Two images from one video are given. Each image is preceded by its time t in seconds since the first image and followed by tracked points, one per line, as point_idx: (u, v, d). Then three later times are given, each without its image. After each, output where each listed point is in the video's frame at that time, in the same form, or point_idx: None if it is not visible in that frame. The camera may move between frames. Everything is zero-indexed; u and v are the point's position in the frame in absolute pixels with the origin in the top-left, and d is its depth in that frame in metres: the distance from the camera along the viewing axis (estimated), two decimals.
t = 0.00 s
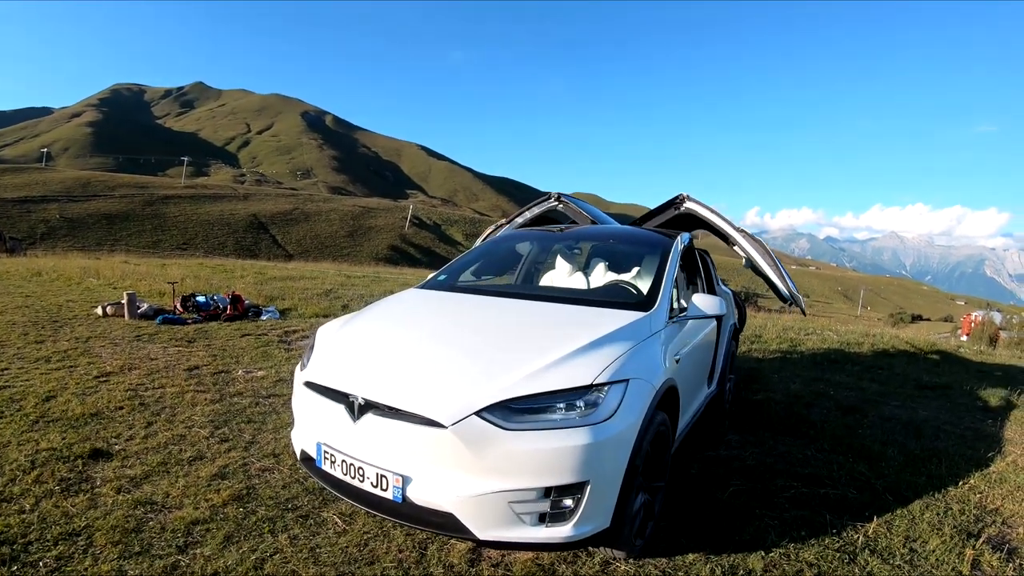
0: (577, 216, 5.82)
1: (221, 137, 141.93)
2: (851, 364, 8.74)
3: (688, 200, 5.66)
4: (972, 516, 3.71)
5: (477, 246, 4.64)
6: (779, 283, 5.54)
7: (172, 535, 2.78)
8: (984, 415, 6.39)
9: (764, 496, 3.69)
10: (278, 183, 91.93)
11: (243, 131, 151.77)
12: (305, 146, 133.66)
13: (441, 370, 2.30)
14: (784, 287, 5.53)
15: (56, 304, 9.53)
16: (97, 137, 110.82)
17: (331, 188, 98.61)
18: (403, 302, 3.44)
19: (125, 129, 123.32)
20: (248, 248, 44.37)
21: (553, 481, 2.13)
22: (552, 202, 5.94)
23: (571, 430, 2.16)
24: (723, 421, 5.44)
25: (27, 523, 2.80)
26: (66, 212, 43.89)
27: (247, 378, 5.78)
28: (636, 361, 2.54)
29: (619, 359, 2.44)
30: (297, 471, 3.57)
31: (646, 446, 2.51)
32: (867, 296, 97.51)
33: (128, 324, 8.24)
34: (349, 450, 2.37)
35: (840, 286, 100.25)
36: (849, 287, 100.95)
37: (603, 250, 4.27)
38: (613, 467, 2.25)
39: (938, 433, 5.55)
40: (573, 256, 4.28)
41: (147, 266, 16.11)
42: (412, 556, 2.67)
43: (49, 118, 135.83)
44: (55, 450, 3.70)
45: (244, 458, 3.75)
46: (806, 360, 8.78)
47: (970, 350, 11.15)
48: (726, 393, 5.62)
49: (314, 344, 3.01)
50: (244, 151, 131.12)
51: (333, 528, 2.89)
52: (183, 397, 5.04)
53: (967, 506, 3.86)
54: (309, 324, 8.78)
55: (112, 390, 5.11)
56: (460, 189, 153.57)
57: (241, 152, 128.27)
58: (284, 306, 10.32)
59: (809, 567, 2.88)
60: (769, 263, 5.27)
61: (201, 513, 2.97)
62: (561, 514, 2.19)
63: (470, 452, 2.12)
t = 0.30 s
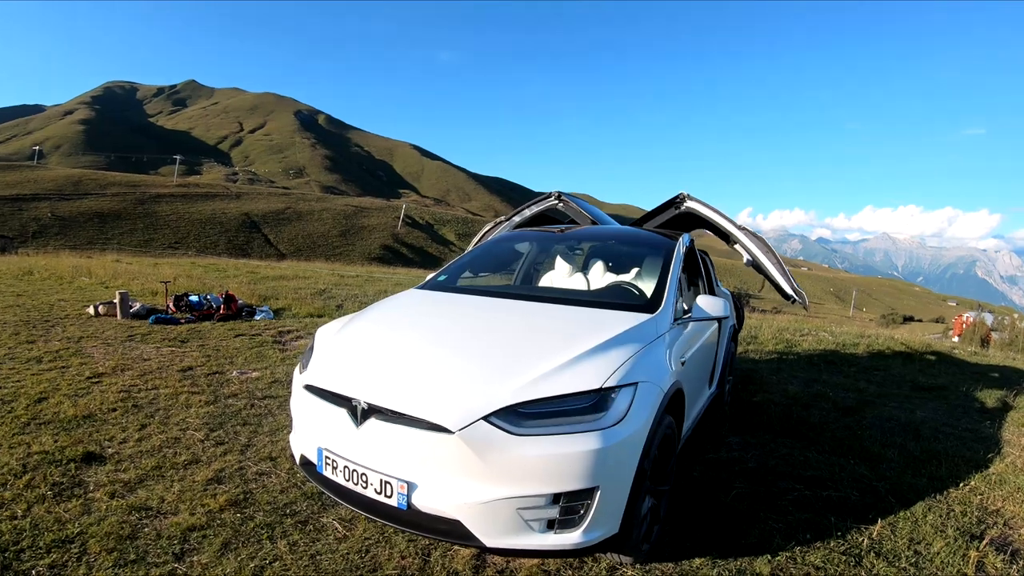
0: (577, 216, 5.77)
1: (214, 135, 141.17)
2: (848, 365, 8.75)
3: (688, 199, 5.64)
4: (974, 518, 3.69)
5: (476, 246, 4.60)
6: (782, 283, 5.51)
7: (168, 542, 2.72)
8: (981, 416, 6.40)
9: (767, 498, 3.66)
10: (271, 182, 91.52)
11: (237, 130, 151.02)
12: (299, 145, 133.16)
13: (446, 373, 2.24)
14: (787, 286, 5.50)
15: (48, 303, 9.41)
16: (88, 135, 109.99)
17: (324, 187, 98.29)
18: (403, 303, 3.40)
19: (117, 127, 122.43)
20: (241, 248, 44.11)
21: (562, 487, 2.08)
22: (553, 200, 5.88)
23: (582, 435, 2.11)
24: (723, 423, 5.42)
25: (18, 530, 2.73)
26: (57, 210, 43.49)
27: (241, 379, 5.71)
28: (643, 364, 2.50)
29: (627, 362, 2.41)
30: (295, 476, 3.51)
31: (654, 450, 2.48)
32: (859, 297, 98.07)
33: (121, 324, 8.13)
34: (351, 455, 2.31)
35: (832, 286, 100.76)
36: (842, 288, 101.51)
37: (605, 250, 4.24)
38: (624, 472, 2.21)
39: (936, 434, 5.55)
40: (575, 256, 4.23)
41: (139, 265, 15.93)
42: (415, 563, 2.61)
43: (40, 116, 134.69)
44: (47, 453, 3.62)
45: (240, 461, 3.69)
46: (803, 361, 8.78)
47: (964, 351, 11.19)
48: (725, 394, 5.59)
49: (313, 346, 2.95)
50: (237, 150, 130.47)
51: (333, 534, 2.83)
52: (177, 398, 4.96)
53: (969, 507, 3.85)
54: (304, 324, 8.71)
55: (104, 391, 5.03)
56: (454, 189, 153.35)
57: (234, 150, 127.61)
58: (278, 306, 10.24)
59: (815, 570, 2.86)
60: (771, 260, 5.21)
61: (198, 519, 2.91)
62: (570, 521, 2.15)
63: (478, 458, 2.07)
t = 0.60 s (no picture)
0: (576, 214, 5.71)
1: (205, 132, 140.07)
2: (842, 366, 8.75)
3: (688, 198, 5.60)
4: (975, 521, 3.67)
5: (474, 246, 4.52)
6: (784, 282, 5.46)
7: (160, 550, 2.64)
8: (976, 418, 6.41)
9: (769, 502, 3.63)
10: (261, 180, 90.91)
11: (228, 127, 149.91)
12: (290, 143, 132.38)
13: (451, 378, 2.18)
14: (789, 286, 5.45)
15: (35, 301, 9.24)
16: (77, 131, 108.78)
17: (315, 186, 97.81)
18: (402, 304, 3.32)
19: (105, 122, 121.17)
20: (231, 246, 43.74)
21: (572, 495, 2.02)
22: (551, 198, 5.80)
23: (591, 441, 2.06)
24: (722, 425, 5.38)
25: (4, 538, 2.63)
26: (45, 207, 42.95)
27: (233, 379, 5.61)
28: (651, 369, 2.44)
29: (636, 366, 2.36)
30: (290, 481, 3.42)
31: (662, 456, 2.43)
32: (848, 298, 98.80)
33: (109, 323, 7.99)
34: (352, 462, 2.24)
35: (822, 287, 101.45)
36: (832, 289, 102.23)
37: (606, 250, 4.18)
38: (634, 478, 2.16)
39: (933, 436, 5.55)
40: (575, 256, 4.17)
41: (127, 263, 15.72)
42: (416, 571, 2.55)
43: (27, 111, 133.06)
44: (34, 456, 3.52)
45: (233, 465, 3.60)
46: (797, 362, 8.77)
47: (956, 352, 11.24)
48: (723, 396, 5.56)
49: (309, 348, 2.87)
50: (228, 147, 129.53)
51: (330, 542, 2.76)
52: (168, 399, 4.86)
53: (969, 509, 3.83)
54: (296, 323, 8.60)
55: (93, 392, 4.92)
56: (446, 188, 153.03)
57: (225, 148, 126.66)
58: (269, 304, 10.11)
59: None
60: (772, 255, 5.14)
61: (191, 526, 2.82)
62: (579, 529, 2.09)
63: (485, 465, 2.01)
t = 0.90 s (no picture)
0: (574, 211, 5.66)
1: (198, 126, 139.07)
2: (836, 368, 8.75)
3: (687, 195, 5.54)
4: (973, 524, 3.65)
5: (471, 242, 4.46)
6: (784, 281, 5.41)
7: (148, 552, 2.56)
8: (971, 420, 6.41)
9: (767, 504, 3.59)
10: (255, 175, 90.39)
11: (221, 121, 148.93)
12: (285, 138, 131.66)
13: (448, 378, 2.12)
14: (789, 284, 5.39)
15: (23, 294, 9.10)
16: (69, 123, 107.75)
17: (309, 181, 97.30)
18: (397, 301, 3.26)
19: (97, 115, 120.06)
20: (224, 241, 43.42)
21: (572, 499, 1.97)
22: (549, 194, 5.74)
23: (592, 444, 2.01)
24: (718, 426, 5.35)
25: None
26: (36, 199, 42.52)
27: (224, 376, 5.52)
28: (653, 370, 2.39)
29: (638, 367, 2.31)
30: (281, 480, 3.35)
31: (663, 459, 2.38)
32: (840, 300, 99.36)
33: (99, 317, 7.87)
34: (346, 464, 2.18)
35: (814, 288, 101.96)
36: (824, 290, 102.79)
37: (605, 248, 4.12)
38: (635, 482, 2.11)
39: (929, 439, 5.53)
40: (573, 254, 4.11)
41: (117, 257, 15.54)
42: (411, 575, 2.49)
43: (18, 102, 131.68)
44: (20, 453, 3.43)
45: (223, 464, 3.52)
46: (792, 363, 8.76)
47: (949, 355, 11.27)
48: (719, 396, 5.52)
49: (302, 345, 2.80)
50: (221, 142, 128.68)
51: (322, 544, 2.69)
52: (157, 396, 4.77)
53: (966, 513, 3.81)
54: (288, 320, 8.50)
55: (81, 387, 4.83)
56: (441, 185, 152.66)
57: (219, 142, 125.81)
58: (261, 300, 10.00)
59: None
60: (773, 254, 5.09)
61: (179, 527, 2.75)
62: (579, 534, 2.04)
63: (484, 469, 1.95)
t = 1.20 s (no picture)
0: (574, 208, 5.61)
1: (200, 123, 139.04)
2: (837, 368, 8.72)
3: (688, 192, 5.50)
4: (975, 528, 3.61)
5: (470, 240, 4.42)
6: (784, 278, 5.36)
7: (141, 550, 2.53)
8: (972, 423, 6.37)
9: (768, 506, 3.56)
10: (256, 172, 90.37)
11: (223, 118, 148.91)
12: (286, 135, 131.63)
13: (445, 377, 2.08)
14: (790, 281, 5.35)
15: (22, 289, 9.07)
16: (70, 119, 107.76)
17: (309, 179, 97.26)
18: (394, 299, 3.22)
19: (99, 111, 120.07)
20: (224, 238, 43.39)
21: (569, 500, 1.94)
22: (550, 190, 5.69)
23: (590, 445, 1.97)
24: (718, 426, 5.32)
25: None
26: (37, 195, 42.53)
27: (222, 372, 5.50)
28: (653, 370, 2.36)
29: (637, 367, 2.27)
30: (276, 478, 3.32)
31: (662, 460, 2.34)
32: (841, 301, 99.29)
33: (97, 313, 7.84)
34: (340, 463, 2.15)
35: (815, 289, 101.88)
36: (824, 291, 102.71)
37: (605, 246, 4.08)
38: (634, 484, 2.08)
39: (930, 440, 5.50)
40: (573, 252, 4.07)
41: (117, 253, 15.52)
42: None
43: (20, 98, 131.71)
44: (14, 449, 3.41)
45: (218, 462, 3.49)
46: (792, 364, 8.73)
47: (950, 356, 11.23)
48: (719, 397, 5.49)
49: (298, 343, 2.76)
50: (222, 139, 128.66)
51: (317, 544, 2.66)
52: (154, 392, 4.74)
53: (968, 516, 3.78)
54: (287, 317, 8.46)
55: (78, 383, 4.80)
56: (442, 183, 152.55)
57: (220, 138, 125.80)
58: (260, 297, 9.96)
59: None
60: (775, 251, 5.05)
61: (173, 525, 2.72)
62: (576, 536, 2.00)
63: (480, 469, 1.91)
